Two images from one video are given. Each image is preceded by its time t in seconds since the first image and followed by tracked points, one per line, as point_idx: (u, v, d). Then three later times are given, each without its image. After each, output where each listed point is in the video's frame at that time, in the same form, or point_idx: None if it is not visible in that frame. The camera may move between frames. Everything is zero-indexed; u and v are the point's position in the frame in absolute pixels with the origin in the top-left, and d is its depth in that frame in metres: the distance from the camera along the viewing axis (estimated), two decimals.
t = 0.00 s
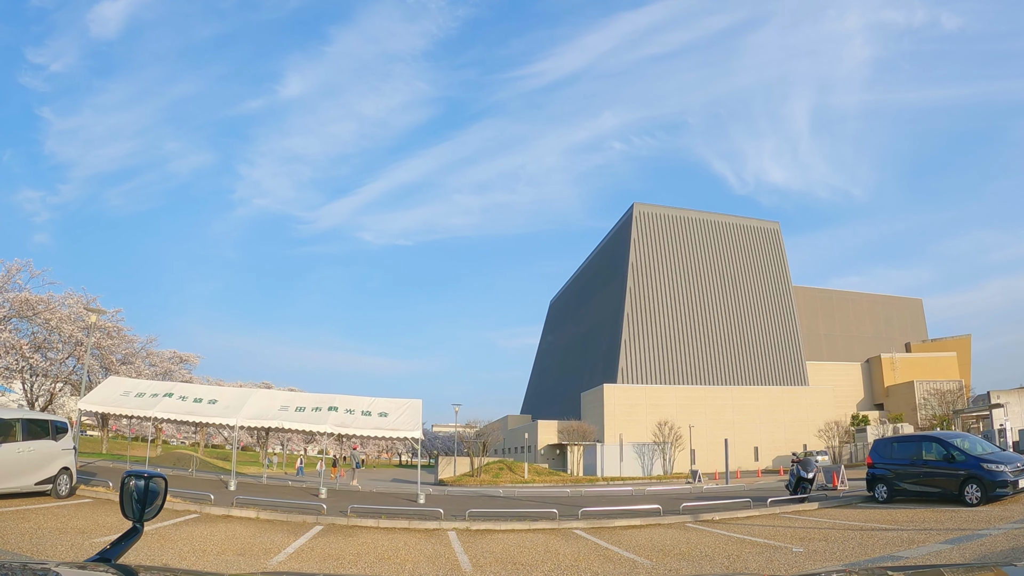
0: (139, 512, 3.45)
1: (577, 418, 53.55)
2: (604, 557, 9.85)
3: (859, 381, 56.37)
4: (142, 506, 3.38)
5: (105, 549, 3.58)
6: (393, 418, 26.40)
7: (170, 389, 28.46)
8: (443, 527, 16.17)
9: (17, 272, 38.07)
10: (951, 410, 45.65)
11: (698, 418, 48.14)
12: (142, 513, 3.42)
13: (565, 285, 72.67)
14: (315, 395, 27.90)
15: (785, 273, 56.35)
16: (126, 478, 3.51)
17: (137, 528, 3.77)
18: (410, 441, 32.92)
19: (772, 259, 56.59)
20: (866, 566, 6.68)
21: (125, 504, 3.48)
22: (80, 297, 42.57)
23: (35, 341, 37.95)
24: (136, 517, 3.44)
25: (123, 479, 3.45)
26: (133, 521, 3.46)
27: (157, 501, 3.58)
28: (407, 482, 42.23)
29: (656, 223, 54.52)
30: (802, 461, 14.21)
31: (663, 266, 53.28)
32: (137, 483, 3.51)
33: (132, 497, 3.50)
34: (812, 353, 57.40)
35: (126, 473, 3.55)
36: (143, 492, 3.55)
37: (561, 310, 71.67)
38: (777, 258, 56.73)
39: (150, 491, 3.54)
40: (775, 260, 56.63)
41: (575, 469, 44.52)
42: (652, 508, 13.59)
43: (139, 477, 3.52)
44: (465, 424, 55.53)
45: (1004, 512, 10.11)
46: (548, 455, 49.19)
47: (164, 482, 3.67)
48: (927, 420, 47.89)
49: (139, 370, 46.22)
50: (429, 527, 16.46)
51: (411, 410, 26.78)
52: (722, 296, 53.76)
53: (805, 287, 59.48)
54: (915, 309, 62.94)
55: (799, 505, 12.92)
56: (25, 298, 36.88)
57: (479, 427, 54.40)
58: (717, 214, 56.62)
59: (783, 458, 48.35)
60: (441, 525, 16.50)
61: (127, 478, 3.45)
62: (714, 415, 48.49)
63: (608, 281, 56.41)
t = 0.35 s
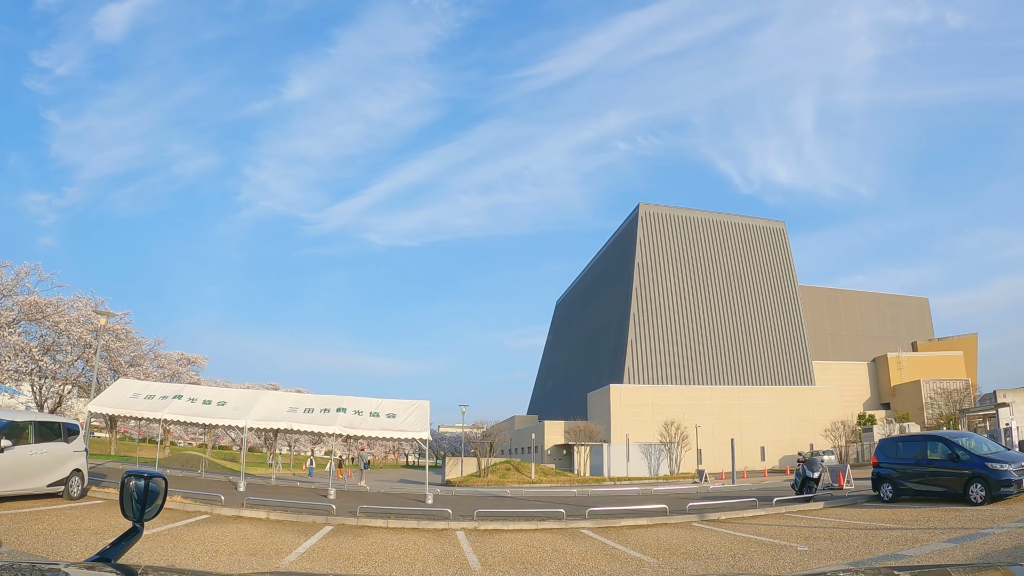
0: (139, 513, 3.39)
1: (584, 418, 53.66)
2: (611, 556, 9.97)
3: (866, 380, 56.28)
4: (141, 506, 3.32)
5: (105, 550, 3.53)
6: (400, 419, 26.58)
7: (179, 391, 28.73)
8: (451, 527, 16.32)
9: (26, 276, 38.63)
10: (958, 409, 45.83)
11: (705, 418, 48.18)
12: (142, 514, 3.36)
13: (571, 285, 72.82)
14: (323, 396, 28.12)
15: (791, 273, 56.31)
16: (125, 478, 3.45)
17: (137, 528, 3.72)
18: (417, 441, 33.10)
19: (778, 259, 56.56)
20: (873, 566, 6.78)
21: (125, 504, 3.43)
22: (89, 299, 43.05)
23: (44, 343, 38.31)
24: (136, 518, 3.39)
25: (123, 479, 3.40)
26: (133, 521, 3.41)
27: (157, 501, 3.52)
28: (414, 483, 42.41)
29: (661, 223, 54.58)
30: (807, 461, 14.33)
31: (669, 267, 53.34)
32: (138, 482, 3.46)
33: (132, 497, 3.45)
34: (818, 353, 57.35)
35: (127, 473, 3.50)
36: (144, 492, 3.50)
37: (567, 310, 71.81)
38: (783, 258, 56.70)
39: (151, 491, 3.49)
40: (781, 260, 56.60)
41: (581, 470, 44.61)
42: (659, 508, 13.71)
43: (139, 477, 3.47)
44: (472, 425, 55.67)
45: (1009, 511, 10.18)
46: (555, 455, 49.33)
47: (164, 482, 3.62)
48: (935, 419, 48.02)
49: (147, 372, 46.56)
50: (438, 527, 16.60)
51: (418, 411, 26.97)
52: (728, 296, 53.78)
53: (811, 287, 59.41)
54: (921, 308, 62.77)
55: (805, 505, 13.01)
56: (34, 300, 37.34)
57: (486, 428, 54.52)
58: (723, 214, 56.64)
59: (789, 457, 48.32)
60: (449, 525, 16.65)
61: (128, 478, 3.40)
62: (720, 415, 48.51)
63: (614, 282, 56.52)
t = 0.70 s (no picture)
0: (139, 512, 3.48)
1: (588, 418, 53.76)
2: (616, 555, 10.07)
3: (869, 379, 56.25)
4: (141, 505, 3.41)
5: (106, 549, 3.61)
6: (406, 420, 26.70)
7: (186, 392, 28.90)
8: (457, 527, 16.42)
9: (32, 278, 38.80)
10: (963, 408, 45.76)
11: (709, 418, 48.20)
12: (142, 514, 3.46)
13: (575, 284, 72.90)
14: (329, 397, 28.28)
15: (794, 272, 56.27)
16: (126, 478, 3.55)
17: (137, 528, 3.81)
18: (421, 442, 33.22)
19: (781, 258, 56.52)
20: (872, 567, 6.85)
21: (126, 503, 3.52)
22: (94, 301, 43.27)
23: (50, 345, 38.51)
24: (135, 516, 3.48)
25: (123, 478, 3.50)
26: (133, 520, 3.49)
27: (157, 501, 3.61)
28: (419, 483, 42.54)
29: (665, 223, 54.62)
30: (810, 460, 14.42)
31: (673, 266, 53.39)
32: (138, 482, 3.56)
33: (132, 497, 3.54)
34: (822, 352, 57.34)
35: (127, 473, 3.59)
36: (143, 492, 3.59)
37: (571, 310, 71.88)
38: (787, 258, 56.68)
39: (150, 491, 3.58)
40: (784, 259, 56.56)
41: (586, 470, 44.68)
42: (663, 507, 13.83)
43: (140, 477, 3.57)
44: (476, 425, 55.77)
45: (1009, 510, 10.24)
46: (559, 456, 49.44)
47: (164, 482, 3.70)
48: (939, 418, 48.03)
49: (153, 373, 46.76)
50: (443, 526, 16.71)
51: (423, 412, 27.12)
52: (732, 296, 53.82)
53: (814, 286, 59.39)
54: (924, 307, 62.69)
55: (808, 504, 13.09)
56: (40, 303, 37.45)
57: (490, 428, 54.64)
58: (726, 214, 56.65)
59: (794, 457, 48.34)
60: (454, 525, 16.75)
61: (127, 478, 3.49)
62: (724, 415, 48.52)
63: (618, 281, 56.64)
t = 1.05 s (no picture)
0: (139, 512, 3.49)
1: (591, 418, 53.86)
2: (619, 553, 10.14)
3: (872, 378, 56.24)
4: (141, 505, 3.43)
5: (105, 549, 3.61)
6: (410, 421, 26.78)
7: (191, 393, 29.06)
8: (461, 526, 16.42)
9: (37, 279, 38.93)
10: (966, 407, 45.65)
11: (712, 417, 48.23)
12: (141, 514, 3.47)
13: (578, 284, 72.97)
14: (334, 397, 28.41)
15: (797, 271, 56.26)
16: (126, 477, 3.57)
17: (136, 528, 3.81)
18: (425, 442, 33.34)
19: (784, 257, 56.52)
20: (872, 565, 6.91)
21: (126, 504, 3.53)
22: (98, 302, 43.50)
23: (55, 346, 38.60)
24: (136, 517, 3.49)
25: (123, 479, 3.51)
26: (133, 521, 3.50)
27: (156, 501, 3.62)
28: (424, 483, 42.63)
29: (668, 222, 54.68)
30: (812, 459, 14.50)
31: (676, 265, 53.45)
32: (138, 482, 3.57)
33: (132, 497, 3.55)
34: (825, 351, 57.32)
35: (127, 473, 3.61)
36: (143, 492, 3.60)
37: (574, 309, 71.93)
38: (789, 257, 56.67)
39: (150, 491, 3.59)
40: (787, 259, 56.56)
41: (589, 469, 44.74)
42: (665, 506, 13.91)
43: (140, 477, 3.58)
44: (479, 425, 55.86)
45: (1010, 509, 10.30)
46: (563, 455, 49.50)
47: (164, 481, 3.72)
48: (942, 416, 47.93)
49: (157, 374, 46.93)
50: (447, 526, 16.78)
51: (427, 412, 27.20)
52: (735, 295, 53.85)
53: (816, 285, 59.40)
54: (927, 306, 62.63)
55: (811, 503, 13.16)
56: (45, 304, 37.73)
57: (493, 428, 54.71)
58: (729, 213, 56.68)
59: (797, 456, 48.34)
60: (458, 524, 16.82)
61: (128, 478, 3.51)
62: (727, 414, 48.56)
63: (621, 280, 56.73)
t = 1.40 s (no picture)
0: (138, 512, 3.57)
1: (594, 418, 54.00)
2: (621, 553, 10.25)
3: (875, 379, 56.24)
4: (141, 505, 3.52)
5: (106, 549, 3.68)
6: (415, 421, 26.90)
7: (196, 394, 29.26)
8: (465, 526, 16.54)
9: (42, 281, 38.98)
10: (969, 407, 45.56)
11: (714, 417, 48.30)
12: (140, 514, 3.56)
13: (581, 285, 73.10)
14: (339, 398, 28.56)
15: (800, 272, 56.28)
16: (126, 478, 3.65)
17: (137, 528, 3.88)
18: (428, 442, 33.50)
19: (786, 258, 56.56)
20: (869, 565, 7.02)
21: (127, 504, 3.62)
22: (104, 304, 43.78)
23: (60, 347, 38.90)
24: (135, 516, 3.58)
25: (123, 479, 3.59)
26: (133, 520, 3.59)
27: (156, 502, 3.70)
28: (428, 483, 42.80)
29: (671, 223, 54.78)
30: (814, 460, 14.59)
31: (679, 266, 53.53)
32: (138, 482, 3.66)
33: (132, 497, 3.64)
34: (828, 352, 57.34)
35: (127, 473, 3.69)
36: (143, 492, 3.69)
37: (577, 310, 72.05)
38: (792, 257, 56.71)
39: (150, 491, 3.69)
40: (789, 259, 56.60)
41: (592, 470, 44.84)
42: (667, 506, 14.05)
43: (139, 477, 3.67)
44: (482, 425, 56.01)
45: (1009, 510, 10.39)
46: (566, 455, 49.61)
47: (164, 482, 3.80)
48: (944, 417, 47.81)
49: (161, 375, 47.16)
50: (451, 526, 16.93)
51: (432, 412, 27.33)
52: (737, 296, 53.91)
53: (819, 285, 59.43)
54: (930, 306, 62.57)
55: (813, 503, 13.25)
56: (50, 305, 37.70)
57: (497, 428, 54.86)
58: (732, 213, 56.74)
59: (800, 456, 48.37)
60: (462, 524, 16.95)
61: (127, 479, 3.60)
62: (730, 414, 48.62)
63: (624, 281, 56.82)
